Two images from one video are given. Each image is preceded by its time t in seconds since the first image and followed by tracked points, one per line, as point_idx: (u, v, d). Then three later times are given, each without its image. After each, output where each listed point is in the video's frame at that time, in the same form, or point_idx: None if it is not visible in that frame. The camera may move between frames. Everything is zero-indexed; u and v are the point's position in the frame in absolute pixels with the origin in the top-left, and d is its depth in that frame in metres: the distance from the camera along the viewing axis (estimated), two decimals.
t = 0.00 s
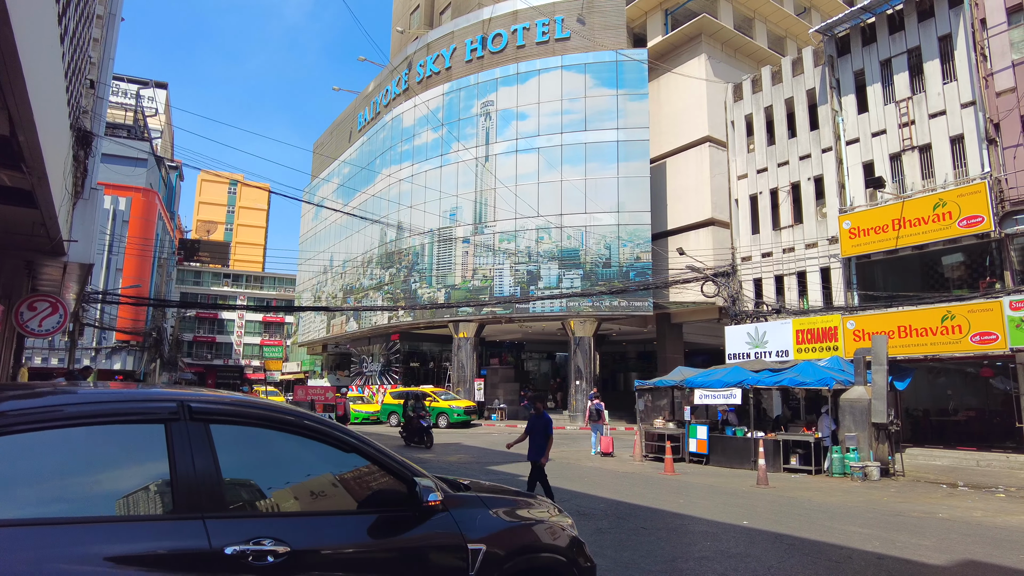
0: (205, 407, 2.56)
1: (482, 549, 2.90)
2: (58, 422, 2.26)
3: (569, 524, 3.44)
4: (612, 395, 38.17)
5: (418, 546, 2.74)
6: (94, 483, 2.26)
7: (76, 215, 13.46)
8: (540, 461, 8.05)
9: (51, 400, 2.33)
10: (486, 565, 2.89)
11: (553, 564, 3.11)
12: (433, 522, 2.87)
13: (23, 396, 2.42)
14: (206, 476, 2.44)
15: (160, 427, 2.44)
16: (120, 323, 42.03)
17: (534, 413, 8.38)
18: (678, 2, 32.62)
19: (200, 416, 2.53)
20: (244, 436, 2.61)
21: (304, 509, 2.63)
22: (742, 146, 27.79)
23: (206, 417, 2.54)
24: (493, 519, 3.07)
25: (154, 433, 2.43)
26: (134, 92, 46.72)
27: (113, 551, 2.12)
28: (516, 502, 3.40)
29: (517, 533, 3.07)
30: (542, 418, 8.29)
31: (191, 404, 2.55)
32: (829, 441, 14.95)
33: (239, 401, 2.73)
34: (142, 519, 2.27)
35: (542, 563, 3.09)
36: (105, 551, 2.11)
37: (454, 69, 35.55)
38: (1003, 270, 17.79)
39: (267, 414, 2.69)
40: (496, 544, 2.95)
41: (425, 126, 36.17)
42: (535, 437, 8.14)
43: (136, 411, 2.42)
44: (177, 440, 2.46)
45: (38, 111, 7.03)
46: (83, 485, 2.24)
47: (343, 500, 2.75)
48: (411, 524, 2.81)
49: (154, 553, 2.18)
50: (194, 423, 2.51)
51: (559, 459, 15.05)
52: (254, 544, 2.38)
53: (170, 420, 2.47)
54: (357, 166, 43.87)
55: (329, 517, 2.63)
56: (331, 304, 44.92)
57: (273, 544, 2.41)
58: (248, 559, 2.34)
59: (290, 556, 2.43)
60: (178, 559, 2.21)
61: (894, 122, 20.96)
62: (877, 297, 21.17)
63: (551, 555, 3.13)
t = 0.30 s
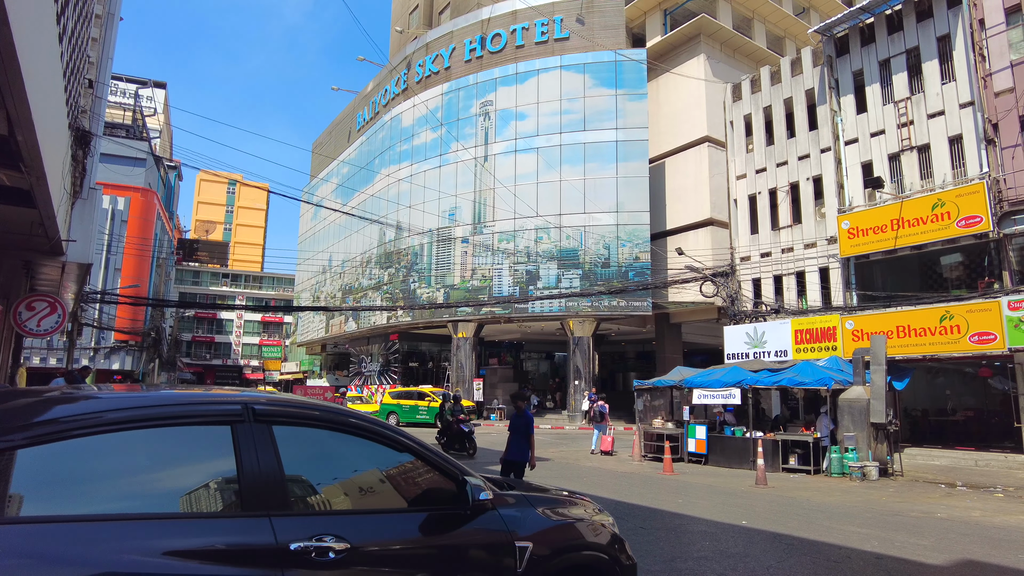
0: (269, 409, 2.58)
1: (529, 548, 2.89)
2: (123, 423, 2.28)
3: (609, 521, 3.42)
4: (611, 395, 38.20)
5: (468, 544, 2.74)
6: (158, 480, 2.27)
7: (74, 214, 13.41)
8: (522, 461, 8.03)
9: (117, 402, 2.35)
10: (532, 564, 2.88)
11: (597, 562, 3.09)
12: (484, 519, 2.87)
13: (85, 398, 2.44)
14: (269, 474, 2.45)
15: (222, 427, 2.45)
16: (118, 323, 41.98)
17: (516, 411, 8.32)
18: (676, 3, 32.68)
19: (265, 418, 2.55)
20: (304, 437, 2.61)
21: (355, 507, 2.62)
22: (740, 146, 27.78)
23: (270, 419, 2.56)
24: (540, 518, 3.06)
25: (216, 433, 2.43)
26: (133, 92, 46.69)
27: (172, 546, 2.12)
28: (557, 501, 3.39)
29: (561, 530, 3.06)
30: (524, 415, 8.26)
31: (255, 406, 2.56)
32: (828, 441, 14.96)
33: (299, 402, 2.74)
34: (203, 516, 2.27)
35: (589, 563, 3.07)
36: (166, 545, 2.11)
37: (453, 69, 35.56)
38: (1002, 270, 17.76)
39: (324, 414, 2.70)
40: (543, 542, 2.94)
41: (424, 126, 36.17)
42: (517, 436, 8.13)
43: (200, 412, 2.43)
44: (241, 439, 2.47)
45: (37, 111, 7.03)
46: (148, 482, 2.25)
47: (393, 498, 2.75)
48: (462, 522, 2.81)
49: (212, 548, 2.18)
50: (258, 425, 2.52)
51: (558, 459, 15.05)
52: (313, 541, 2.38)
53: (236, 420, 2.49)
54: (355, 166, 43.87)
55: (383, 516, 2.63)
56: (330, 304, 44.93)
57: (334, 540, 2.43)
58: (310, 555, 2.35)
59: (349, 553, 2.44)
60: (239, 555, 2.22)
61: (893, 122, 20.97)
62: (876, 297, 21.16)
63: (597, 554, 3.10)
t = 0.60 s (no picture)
0: (328, 410, 2.66)
1: (574, 543, 2.94)
2: (186, 425, 2.34)
3: (648, 517, 3.44)
4: (610, 395, 38.19)
5: (514, 541, 2.79)
6: (216, 479, 2.33)
7: (73, 214, 13.38)
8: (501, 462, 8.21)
9: (178, 405, 2.42)
10: (576, 560, 2.93)
11: (639, 558, 3.12)
12: (530, 516, 2.93)
13: (149, 398, 2.52)
14: (327, 472, 2.53)
15: (278, 428, 2.52)
16: (117, 323, 41.91)
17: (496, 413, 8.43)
18: (675, 3, 32.69)
19: (323, 419, 2.63)
20: (359, 436, 2.69)
21: (403, 503, 2.69)
22: (739, 146, 27.76)
23: (329, 419, 2.64)
24: (583, 514, 3.11)
25: (273, 433, 2.51)
26: (131, 91, 46.63)
27: (233, 540, 2.19)
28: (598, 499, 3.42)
29: (604, 528, 3.10)
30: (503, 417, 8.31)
31: (314, 407, 2.65)
32: (827, 441, 14.97)
33: (353, 404, 2.81)
34: (261, 514, 2.33)
35: (631, 559, 3.10)
36: (225, 539, 2.18)
37: (452, 69, 35.56)
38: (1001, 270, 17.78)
39: (379, 415, 2.78)
40: (587, 538, 3.00)
41: (423, 126, 36.17)
42: (496, 438, 8.34)
43: (258, 413, 2.50)
44: (301, 439, 2.55)
45: (36, 111, 7.03)
46: (206, 481, 2.31)
47: (440, 496, 2.81)
48: (509, 519, 2.87)
49: (268, 542, 2.25)
50: (317, 425, 2.61)
51: (557, 459, 15.05)
52: (368, 536, 2.46)
53: (295, 421, 2.57)
54: (354, 166, 43.85)
55: (433, 512, 2.70)
56: (329, 304, 44.91)
57: (390, 536, 2.50)
58: (367, 549, 2.43)
59: (403, 548, 2.52)
60: (298, 549, 2.29)
61: (892, 122, 20.98)
62: (875, 297, 21.16)
63: (639, 551, 3.14)
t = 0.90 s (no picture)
0: (385, 413, 2.71)
1: (618, 544, 2.95)
2: (249, 426, 2.38)
3: (688, 517, 3.46)
4: (609, 395, 38.21)
5: (560, 540, 2.81)
6: (274, 478, 2.37)
7: (71, 214, 13.34)
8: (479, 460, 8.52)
9: (238, 407, 2.46)
10: (622, 560, 2.94)
11: (680, 557, 3.15)
12: (577, 515, 2.95)
13: (208, 401, 2.55)
14: (384, 470, 2.58)
15: (332, 428, 2.56)
16: (116, 323, 41.85)
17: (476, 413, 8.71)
18: (675, 3, 32.70)
19: (381, 421, 2.67)
20: (411, 437, 2.73)
21: (450, 502, 2.72)
22: (738, 146, 27.74)
23: (386, 421, 2.69)
24: (627, 514, 3.12)
25: (330, 435, 2.55)
26: (130, 91, 46.56)
27: (292, 537, 2.22)
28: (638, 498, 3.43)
29: (647, 527, 3.12)
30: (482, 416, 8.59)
31: (371, 411, 2.69)
32: (825, 441, 14.98)
33: (401, 405, 2.85)
34: (318, 512, 2.36)
35: (672, 558, 3.13)
36: (284, 537, 2.21)
37: (452, 69, 35.56)
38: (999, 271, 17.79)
39: (432, 416, 2.85)
40: (631, 539, 3.01)
41: (422, 126, 36.16)
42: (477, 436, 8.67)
43: (314, 414, 2.54)
44: (359, 439, 2.59)
45: (35, 110, 7.00)
46: (267, 481, 2.34)
47: (487, 495, 2.85)
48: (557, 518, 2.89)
49: (322, 540, 2.27)
50: (375, 427, 2.65)
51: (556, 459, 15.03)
52: (423, 535, 2.48)
53: (354, 423, 2.61)
54: (354, 166, 43.83)
55: (482, 511, 2.73)
56: (328, 304, 44.90)
57: (445, 535, 2.53)
58: (424, 548, 2.46)
59: (458, 547, 2.55)
60: (354, 547, 2.32)
61: (891, 122, 20.99)
62: (873, 297, 21.16)
63: (680, 549, 3.16)
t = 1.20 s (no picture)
0: (431, 413, 2.79)
1: (655, 541, 3.00)
2: (302, 425, 2.47)
3: (718, 513, 3.52)
4: (607, 395, 38.18)
5: (598, 537, 2.85)
6: (321, 476, 2.44)
7: (69, 214, 13.34)
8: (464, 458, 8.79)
9: (288, 408, 2.54)
10: (658, 557, 2.99)
11: (714, 554, 3.21)
12: (614, 513, 3.01)
13: (260, 402, 2.64)
14: (430, 468, 2.65)
15: (377, 428, 2.64)
16: (113, 323, 41.81)
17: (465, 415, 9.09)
18: (673, 3, 32.73)
19: (427, 421, 2.76)
20: (453, 436, 2.80)
21: (490, 499, 2.78)
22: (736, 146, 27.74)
23: (432, 421, 2.77)
24: (662, 514, 3.18)
25: (376, 433, 2.63)
26: (128, 90, 46.53)
27: (343, 533, 2.28)
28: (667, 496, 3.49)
29: (681, 525, 3.17)
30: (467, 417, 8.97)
31: (417, 411, 2.78)
32: (823, 441, 14.99)
33: (440, 405, 2.93)
34: (366, 509, 2.42)
35: (706, 555, 3.19)
36: (335, 532, 2.27)
37: (450, 69, 35.57)
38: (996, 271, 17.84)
39: (475, 416, 2.92)
40: (666, 536, 3.06)
41: (420, 126, 36.16)
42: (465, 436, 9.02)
43: (360, 414, 2.62)
44: (405, 438, 2.67)
45: (32, 109, 6.99)
46: (315, 478, 2.42)
47: (525, 492, 2.90)
48: (595, 516, 2.95)
49: (368, 535, 2.32)
50: (421, 427, 2.73)
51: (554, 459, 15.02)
52: (468, 531, 2.54)
53: (402, 423, 2.70)
54: (352, 166, 43.81)
55: (522, 508, 2.78)
56: (326, 304, 44.85)
57: (490, 531, 2.60)
58: (471, 542, 2.52)
59: (502, 543, 2.60)
60: (402, 541, 2.37)
61: (889, 123, 21.02)
62: (871, 298, 21.17)
63: (715, 548, 3.22)
